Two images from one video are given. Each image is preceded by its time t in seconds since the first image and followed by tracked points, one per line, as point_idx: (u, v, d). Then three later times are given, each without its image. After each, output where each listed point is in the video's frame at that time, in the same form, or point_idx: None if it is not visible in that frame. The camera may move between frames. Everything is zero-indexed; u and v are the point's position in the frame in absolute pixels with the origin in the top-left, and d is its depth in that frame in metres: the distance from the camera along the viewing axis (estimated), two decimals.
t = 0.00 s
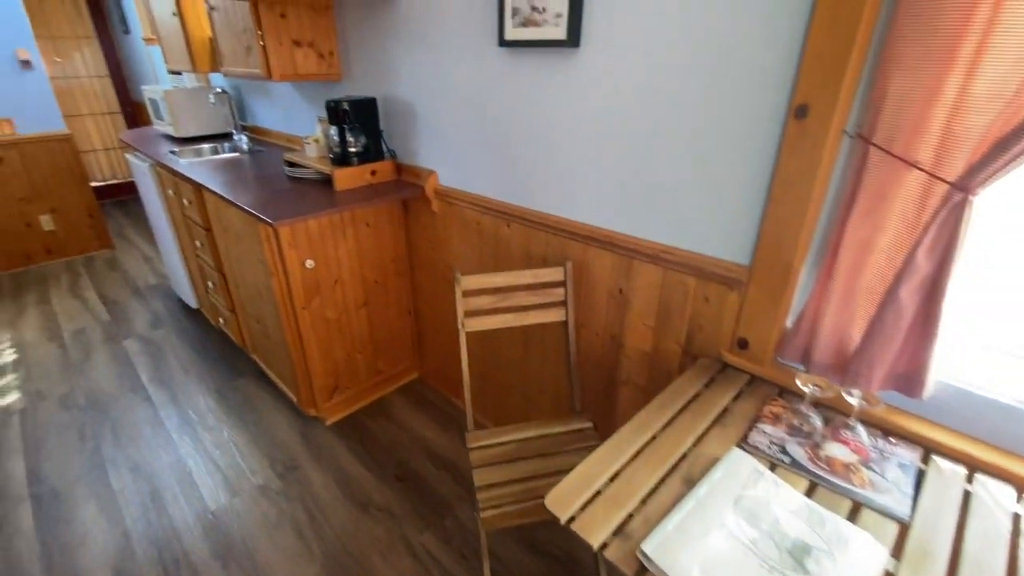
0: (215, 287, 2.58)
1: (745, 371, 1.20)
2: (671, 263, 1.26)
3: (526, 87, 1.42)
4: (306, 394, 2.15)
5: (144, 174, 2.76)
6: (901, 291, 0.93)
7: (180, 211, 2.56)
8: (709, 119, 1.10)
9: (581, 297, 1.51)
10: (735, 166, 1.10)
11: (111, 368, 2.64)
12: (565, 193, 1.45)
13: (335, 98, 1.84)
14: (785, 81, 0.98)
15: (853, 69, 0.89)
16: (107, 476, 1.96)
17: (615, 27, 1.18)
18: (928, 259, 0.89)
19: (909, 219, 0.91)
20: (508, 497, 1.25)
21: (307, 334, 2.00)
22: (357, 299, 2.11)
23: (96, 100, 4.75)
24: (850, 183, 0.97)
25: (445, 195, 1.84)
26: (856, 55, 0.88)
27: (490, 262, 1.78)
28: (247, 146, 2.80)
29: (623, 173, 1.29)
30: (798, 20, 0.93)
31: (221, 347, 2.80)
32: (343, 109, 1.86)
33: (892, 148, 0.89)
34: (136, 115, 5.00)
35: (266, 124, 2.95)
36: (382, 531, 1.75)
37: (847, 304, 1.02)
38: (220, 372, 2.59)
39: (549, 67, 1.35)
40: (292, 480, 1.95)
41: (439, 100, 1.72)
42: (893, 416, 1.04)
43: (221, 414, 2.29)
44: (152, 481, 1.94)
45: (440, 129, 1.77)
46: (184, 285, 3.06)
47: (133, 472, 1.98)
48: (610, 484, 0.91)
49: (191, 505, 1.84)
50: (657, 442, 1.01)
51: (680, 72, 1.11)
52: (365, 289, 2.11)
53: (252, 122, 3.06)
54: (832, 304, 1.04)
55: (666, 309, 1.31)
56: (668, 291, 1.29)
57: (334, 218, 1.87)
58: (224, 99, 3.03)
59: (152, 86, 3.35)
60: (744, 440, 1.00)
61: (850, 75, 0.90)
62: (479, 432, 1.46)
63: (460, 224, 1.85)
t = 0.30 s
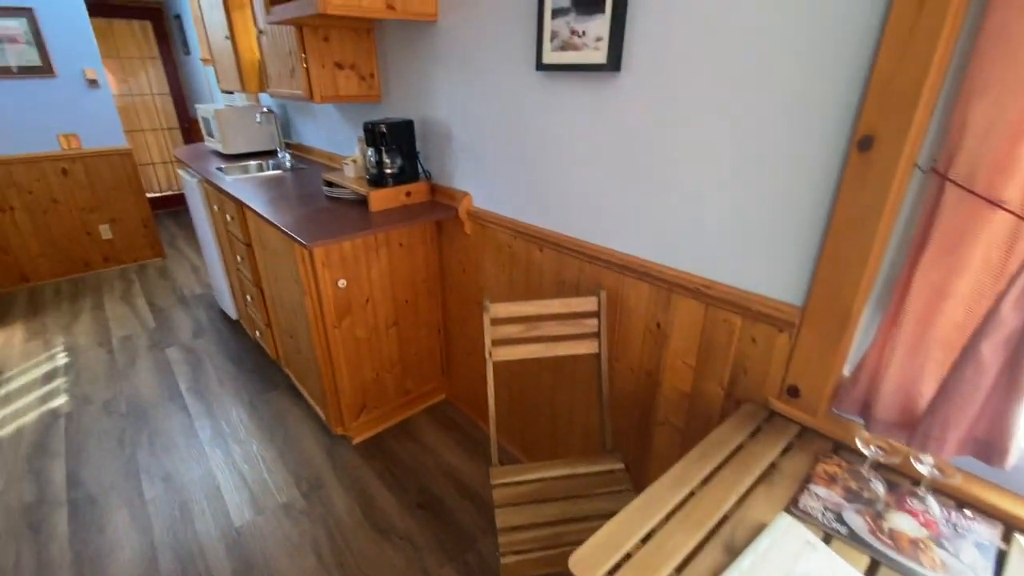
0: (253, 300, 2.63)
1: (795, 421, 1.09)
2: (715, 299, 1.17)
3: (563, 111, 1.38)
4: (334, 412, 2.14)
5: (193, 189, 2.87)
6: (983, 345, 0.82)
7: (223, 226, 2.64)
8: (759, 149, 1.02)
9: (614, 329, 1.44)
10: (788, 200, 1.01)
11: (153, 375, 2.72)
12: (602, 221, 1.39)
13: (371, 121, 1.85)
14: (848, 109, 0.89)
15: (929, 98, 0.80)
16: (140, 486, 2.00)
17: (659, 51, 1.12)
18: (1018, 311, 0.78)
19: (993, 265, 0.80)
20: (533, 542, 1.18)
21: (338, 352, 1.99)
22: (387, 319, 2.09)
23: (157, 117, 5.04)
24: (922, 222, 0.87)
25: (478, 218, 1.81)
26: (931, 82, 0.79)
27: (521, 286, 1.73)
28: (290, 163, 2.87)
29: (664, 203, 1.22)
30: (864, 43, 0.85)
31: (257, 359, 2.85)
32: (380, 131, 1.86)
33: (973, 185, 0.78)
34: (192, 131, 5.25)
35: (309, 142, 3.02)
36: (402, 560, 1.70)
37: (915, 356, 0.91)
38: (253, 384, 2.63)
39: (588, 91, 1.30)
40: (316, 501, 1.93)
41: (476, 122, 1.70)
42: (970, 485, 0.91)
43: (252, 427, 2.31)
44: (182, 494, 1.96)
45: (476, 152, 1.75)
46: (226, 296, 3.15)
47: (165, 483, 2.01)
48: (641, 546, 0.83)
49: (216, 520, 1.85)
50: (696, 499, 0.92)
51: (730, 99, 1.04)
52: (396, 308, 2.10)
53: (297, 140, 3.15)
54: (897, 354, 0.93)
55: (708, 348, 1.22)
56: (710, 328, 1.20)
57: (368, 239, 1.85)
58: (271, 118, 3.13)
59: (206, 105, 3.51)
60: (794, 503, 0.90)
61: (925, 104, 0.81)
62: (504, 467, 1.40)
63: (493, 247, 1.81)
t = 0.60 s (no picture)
0: (288, 311, 2.66)
1: (850, 473, 0.97)
2: (760, 332, 1.07)
3: (597, 128, 1.32)
4: (359, 428, 2.11)
5: (236, 201, 2.96)
6: None
7: (262, 237, 2.70)
8: (811, 171, 0.93)
9: (648, 358, 1.35)
10: (844, 228, 0.91)
11: (191, 381, 2.80)
12: (637, 243, 1.31)
13: (405, 137, 1.85)
14: (918, 128, 0.79)
15: (1016, 116, 0.69)
16: (170, 492, 2.03)
17: (702, 64, 1.05)
18: None
19: None
20: None
21: (364, 368, 1.97)
22: (415, 335, 2.05)
23: (212, 130, 5.28)
24: (1006, 258, 0.76)
25: (508, 235, 1.77)
26: (1020, 98, 0.68)
27: (551, 308, 1.66)
28: (328, 176, 2.92)
29: (704, 226, 1.14)
30: (936, 55, 0.75)
31: (290, 368, 2.89)
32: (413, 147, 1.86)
33: None
34: (243, 143, 5.49)
35: (348, 156, 3.07)
36: None
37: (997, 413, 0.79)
38: (284, 394, 2.65)
39: (624, 106, 1.23)
40: (336, 518, 1.90)
41: (509, 138, 1.65)
42: None
43: (280, 438, 2.32)
44: (207, 503, 1.97)
45: (508, 169, 1.71)
46: (264, 305, 3.22)
47: (193, 490, 2.04)
48: None
49: (237, 532, 1.85)
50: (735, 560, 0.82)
51: (780, 115, 0.95)
52: (423, 325, 2.06)
53: (337, 154, 3.21)
54: (974, 408, 0.81)
55: (751, 385, 1.11)
56: (753, 363, 1.10)
57: (398, 255, 1.83)
58: (312, 133, 3.20)
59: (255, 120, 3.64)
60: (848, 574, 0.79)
61: (1011, 123, 0.70)
62: (525, 501, 1.32)
63: (522, 266, 1.75)
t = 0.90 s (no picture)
0: (316, 322, 2.69)
1: (901, 528, 0.89)
2: (801, 368, 0.99)
3: (628, 148, 1.28)
4: (381, 444, 2.10)
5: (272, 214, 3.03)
6: None
7: (295, 249, 2.75)
8: (859, 199, 0.86)
9: (678, 388, 1.28)
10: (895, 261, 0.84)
11: (222, 389, 2.86)
12: (668, 268, 1.26)
13: (433, 155, 1.85)
14: (981, 156, 0.72)
15: None
16: (195, 501, 2.06)
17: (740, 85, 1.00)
18: None
19: None
20: None
21: (387, 385, 1.95)
22: (438, 353, 2.03)
23: (253, 143, 5.47)
24: None
25: (535, 255, 1.73)
26: None
27: (576, 330, 1.61)
28: (360, 191, 2.97)
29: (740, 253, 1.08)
30: (1003, 77, 0.69)
31: (317, 379, 2.92)
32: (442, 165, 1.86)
33: None
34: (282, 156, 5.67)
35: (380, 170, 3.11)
36: None
37: None
38: (310, 404, 2.68)
39: (657, 127, 1.19)
40: (354, 535, 1.88)
41: (538, 157, 1.63)
42: None
43: (303, 450, 2.34)
44: (230, 513, 1.99)
45: (536, 188, 1.69)
46: (294, 315, 3.28)
47: (217, 500, 2.06)
48: None
49: (257, 545, 1.85)
50: None
51: (824, 140, 0.89)
52: (447, 342, 2.04)
53: (370, 169, 3.26)
54: None
55: (790, 423, 1.04)
56: (792, 400, 1.03)
57: (424, 272, 1.82)
58: (346, 148, 3.27)
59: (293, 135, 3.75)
60: None
61: None
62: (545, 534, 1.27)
63: (548, 286, 1.71)
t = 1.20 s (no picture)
0: (347, 337, 2.73)
1: None
2: (853, 408, 0.94)
3: (669, 174, 1.25)
4: (408, 463, 2.09)
5: (308, 229, 3.10)
6: None
7: (329, 264, 2.80)
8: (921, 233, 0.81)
9: (719, 421, 1.23)
10: (961, 301, 0.78)
11: (255, 399, 2.92)
12: (709, 296, 1.22)
13: (467, 176, 1.85)
14: None
15: None
16: (226, 512, 2.09)
17: (788, 112, 0.97)
18: None
19: None
20: None
21: (416, 403, 1.94)
22: (468, 372, 2.01)
23: (292, 159, 5.65)
24: None
25: (568, 277, 1.71)
26: None
27: (610, 356, 1.58)
28: (394, 208, 3.02)
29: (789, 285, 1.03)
30: None
31: (347, 393, 2.95)
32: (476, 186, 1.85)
33: None
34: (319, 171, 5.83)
35: (414, 188, 3.16)
36: None
37: None
38: (339, 418, 2.70)
39: (699, 153, 1.16)
40: (380, 555, 1.87)
41: (574, 180, 1.62)
42: None
43: (332, 464, 2.35)
44: (259, 527, 2.01)
45: (570, 211, 1.67)
46: (327, 328, 3.33)
47: (247, 512, 2.08)
48: None
49: (284, 561, 1.86)
50: None
51: (881, 170, 0.85)
52: (477, 362, 2.02)
53: (404, 186, 3.31)
54: None
55: (840, 466, 0.98)
56: (844, 442, 0.97)
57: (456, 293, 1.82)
58: (381, 165, 3.34)
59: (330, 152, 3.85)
60: None
61: None
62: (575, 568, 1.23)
63: (582, 309, 1.68)
